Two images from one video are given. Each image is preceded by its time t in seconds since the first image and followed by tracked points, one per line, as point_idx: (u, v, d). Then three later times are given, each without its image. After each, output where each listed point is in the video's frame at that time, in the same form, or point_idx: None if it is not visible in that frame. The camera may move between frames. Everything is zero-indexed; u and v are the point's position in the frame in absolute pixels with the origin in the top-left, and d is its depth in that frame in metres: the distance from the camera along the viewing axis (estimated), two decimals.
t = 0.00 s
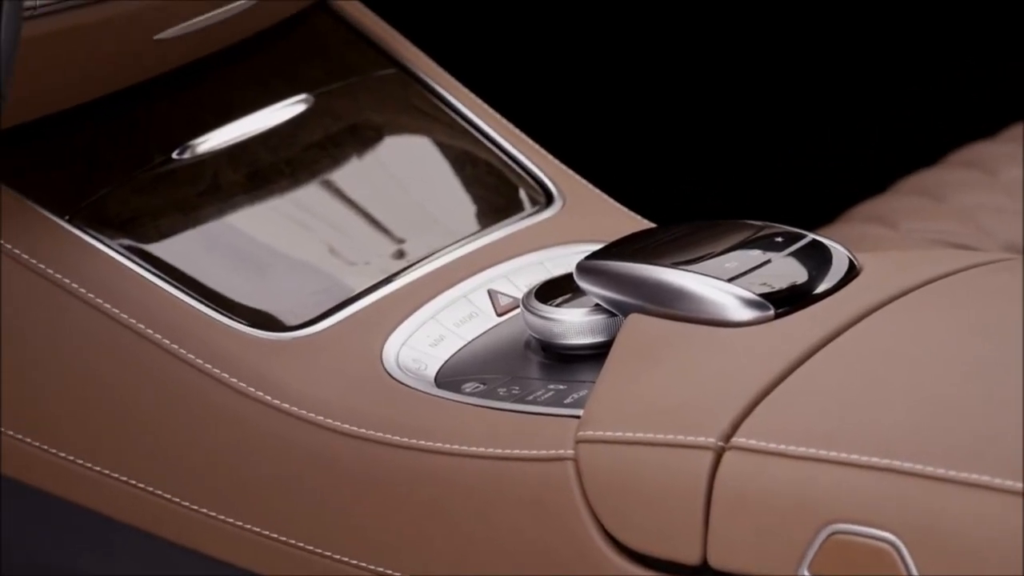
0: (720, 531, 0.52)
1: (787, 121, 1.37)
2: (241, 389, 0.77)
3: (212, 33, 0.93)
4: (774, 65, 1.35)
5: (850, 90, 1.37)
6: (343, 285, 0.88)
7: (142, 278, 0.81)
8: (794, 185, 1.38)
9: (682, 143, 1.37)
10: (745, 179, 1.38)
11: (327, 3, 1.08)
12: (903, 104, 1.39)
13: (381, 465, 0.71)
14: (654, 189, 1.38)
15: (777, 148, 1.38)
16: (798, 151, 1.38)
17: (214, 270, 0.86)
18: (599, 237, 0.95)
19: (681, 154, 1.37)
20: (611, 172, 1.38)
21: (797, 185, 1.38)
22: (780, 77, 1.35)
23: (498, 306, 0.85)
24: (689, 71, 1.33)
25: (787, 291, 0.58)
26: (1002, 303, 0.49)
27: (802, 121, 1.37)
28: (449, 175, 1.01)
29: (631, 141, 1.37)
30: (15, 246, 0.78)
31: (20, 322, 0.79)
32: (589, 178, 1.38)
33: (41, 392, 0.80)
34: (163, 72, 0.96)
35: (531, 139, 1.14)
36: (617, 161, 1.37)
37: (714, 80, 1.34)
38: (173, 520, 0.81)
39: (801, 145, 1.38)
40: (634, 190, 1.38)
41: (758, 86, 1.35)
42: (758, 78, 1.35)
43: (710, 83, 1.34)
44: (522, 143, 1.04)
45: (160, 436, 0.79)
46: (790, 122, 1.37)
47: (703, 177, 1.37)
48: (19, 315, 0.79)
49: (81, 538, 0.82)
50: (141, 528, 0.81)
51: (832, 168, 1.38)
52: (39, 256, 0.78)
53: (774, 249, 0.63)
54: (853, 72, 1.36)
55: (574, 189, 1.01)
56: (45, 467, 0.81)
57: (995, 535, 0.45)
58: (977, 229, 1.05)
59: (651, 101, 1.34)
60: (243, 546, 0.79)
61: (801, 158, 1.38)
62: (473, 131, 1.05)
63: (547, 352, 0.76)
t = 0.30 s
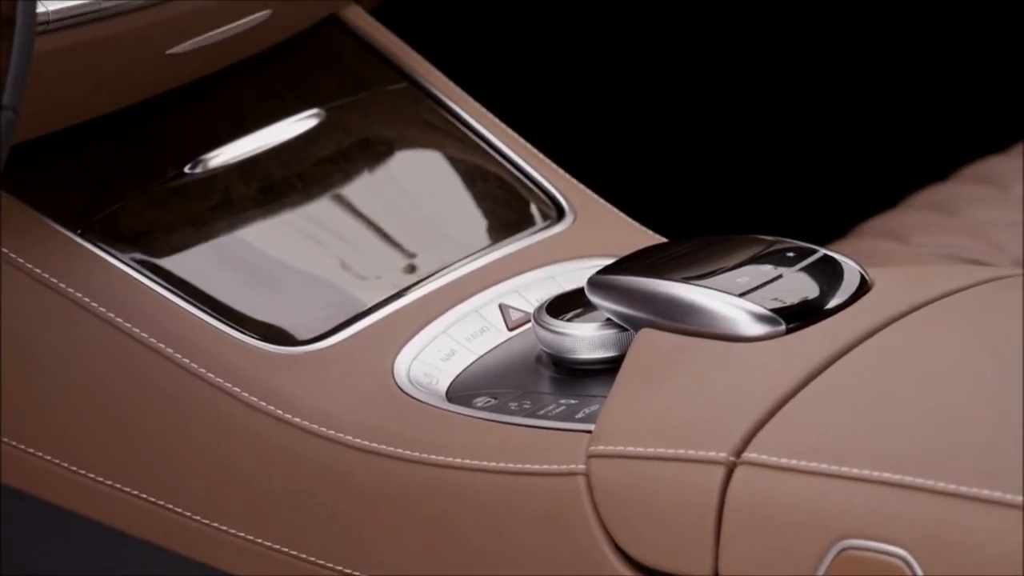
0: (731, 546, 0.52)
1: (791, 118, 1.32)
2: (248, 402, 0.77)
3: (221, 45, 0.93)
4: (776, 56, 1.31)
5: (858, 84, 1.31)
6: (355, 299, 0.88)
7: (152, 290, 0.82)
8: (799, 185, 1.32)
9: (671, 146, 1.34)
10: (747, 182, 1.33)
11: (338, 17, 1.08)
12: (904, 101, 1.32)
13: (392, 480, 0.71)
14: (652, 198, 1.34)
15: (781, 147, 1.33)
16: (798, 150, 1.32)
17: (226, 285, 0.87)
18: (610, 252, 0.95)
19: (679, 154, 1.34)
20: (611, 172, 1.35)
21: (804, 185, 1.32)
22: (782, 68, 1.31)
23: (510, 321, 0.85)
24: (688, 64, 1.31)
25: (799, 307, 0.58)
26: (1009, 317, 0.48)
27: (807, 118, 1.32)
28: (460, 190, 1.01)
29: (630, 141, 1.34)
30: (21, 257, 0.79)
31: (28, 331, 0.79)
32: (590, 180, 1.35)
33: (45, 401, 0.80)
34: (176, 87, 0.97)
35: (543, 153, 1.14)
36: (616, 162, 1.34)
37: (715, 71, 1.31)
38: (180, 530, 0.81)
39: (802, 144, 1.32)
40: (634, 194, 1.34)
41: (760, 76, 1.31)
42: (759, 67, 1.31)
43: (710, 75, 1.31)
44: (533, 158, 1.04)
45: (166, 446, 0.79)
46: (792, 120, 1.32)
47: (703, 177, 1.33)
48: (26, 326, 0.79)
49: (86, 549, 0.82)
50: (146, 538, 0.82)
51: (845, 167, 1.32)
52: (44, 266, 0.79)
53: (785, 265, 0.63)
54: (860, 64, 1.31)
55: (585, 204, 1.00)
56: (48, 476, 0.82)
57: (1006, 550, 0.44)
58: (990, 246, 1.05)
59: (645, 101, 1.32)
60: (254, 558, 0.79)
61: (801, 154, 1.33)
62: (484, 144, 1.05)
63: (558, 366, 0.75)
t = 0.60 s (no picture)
0: (746, 561, 0.52)
1: (798, 123, 1.16)
2: (260, 415, 0.78)
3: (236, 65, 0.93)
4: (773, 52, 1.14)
5: (871, 79, 1.13)
6: (368, 314, 0.89)
7: (165, 305, 0.83)
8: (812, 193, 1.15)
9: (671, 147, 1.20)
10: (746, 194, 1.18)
11: (352, 32, 1.08)
12: (911, 108, 1.12)
13: (405, 496, 0.71)
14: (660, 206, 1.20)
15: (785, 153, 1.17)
16: (803, 160, 1.16)
17: (239, 300, 0.87)
18: (624, 268, 0.95)
19: (676, 160, 1.20)
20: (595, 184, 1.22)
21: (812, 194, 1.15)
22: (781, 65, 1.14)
23: (523, 336, 0.84)
24: (675, 65, 1.16)
25: (813, 323, 0.57)
26: None
27: (812, 125, 1.16)
28: (474, 206, 1.00)
29: (626, 147, 1.21)
30: (33, 270, 0.79)
31: (44, 345, 0.79)
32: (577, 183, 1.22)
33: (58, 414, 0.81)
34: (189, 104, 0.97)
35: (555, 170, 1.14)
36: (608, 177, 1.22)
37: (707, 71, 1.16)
38: (193, 544, 0.81)
39: (807, 154, 1.16)
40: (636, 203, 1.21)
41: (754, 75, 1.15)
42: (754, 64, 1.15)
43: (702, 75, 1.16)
44: (547, 174, 1.03)
45: (177, 460, 0.80)
46: (797, 128, 1.16)
47: (710, 185, 1.19)
48: (42, 338, 0.79)
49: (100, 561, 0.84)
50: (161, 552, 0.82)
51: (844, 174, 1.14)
52: (56, 279, 0.80)
53: (799, 281, 0.62)
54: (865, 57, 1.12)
55: (599, 220, 1.00)
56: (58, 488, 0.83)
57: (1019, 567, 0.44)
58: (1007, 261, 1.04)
59: (639, 102, 1.18)
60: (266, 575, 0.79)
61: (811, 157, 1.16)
62: (496, 159, 1.04)
63: (571, 382, 0.74)
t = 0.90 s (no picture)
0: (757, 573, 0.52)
1: (815, 121, 1.13)
2: (271, 428, 0.78)
3: (251, 76, 0.93)
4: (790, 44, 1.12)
5: (888, 77, 1.10)
6: (380, 328, 0.89)
7: (177, 318, 0.83)
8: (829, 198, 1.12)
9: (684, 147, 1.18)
10: (761, 198, 1.15)
11: (364, 46, 1.09)
12: (926, 107, 1.09)
13: (416, 510, 0.72)
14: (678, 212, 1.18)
15: (801, 154, 1.14)
16: (820, 159, 1.13)
17: (252, 313, 0.88)
18: (636, 281, 0.95)
19: (689, 163, 1.17)
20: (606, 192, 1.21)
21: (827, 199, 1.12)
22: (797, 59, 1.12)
23: (535, 349, 0.84)
24: (710, 41, 1.14)
25: (825, 337, 0.56)
26: None
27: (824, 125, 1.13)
28: (485, 219, 1.00)
29: (640, 154, 1.19)
30: (45, 284, 0.80)
31: (55, 359, 0.80)
32: (587, 195, 1.21)
33: (70, 427, 0.81)
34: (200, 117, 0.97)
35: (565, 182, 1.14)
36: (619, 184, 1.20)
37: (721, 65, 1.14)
38: (207, 558, 0.82)
39: (824, 152, 1.13)
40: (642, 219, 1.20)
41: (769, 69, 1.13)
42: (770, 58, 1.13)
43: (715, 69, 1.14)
44: (561, 190, 1.03)
45: (192, 473, 0.80)
46: (814, 126, 1.13)
47: (725, 184, 1.16)
48: (54, 353, 0.80)
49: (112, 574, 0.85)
50: (177, 566, 0.83)
51: (865, 179, 1.11)
52: (66, 291, 0.80)
53: (810, 295, 0.61)
54: (881, 50, 1.09)
55: (611, 233, 1.00)
56: (76, 505, 0.84)
57: None
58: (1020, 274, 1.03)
59: (650, 103, 1.17)
60: None
61: (824, 163, 1.13)
62: (507, 172, 1.04)
63: (582, 396, 0.74)
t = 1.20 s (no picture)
0: None
1: (839, 129, 1.12)
2: (285, 441, 0.79)
3: (269, 88, 0.93)
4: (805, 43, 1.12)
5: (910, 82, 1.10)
6: (393, 342, 0.89)
7: (191, 331, 0.84)
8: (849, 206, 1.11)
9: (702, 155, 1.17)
10: (778, 210, 1.14)
11: (378, 60, 1.10)
12: (955, 113, 1.08)
13: (427, 523, 0.72)
14: (703, 224, 1.17)
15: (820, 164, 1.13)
16: (848, 165, 1.11)
17: (266, 326, 0.88)
18: (649, 295, 0.95)
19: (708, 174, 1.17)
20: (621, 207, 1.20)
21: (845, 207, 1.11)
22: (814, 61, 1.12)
23: (547, 364, 0.84)
24: (729, 52, 1.14)
25: (837, 351, 0.56)
26: None
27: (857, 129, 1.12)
28: (498, 232, 1.00)
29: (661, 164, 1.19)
30: (59, 296, 0.80)
31: (65, 371, 0.80)
32: (603, 213, 1.21)
33: (81, 437, 0.81)
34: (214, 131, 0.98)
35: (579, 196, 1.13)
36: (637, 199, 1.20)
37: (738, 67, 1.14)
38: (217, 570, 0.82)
39: (852, 158, 1.12)
40: (656, 237, 1.18)
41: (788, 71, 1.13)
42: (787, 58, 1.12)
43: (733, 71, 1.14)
44: (576, 206, 1.03)
45: (198, 480, 0.80)
46: (843, 132, 1.12)
47: (750, 193, 1.15)
48: (66, 364, 0.80)
49: None
50: None
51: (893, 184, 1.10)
52: (81, 303, 0.81)
53: (823, 308, 0.61)
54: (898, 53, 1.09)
55: (623, 246, 1.00)
56: (83, 514, 0.84)
57: None
58: None
59: (665, 109, 1.18)
60: None
61: (846, 168, 1.12)
62: (520, 186, 1.04)
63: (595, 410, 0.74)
